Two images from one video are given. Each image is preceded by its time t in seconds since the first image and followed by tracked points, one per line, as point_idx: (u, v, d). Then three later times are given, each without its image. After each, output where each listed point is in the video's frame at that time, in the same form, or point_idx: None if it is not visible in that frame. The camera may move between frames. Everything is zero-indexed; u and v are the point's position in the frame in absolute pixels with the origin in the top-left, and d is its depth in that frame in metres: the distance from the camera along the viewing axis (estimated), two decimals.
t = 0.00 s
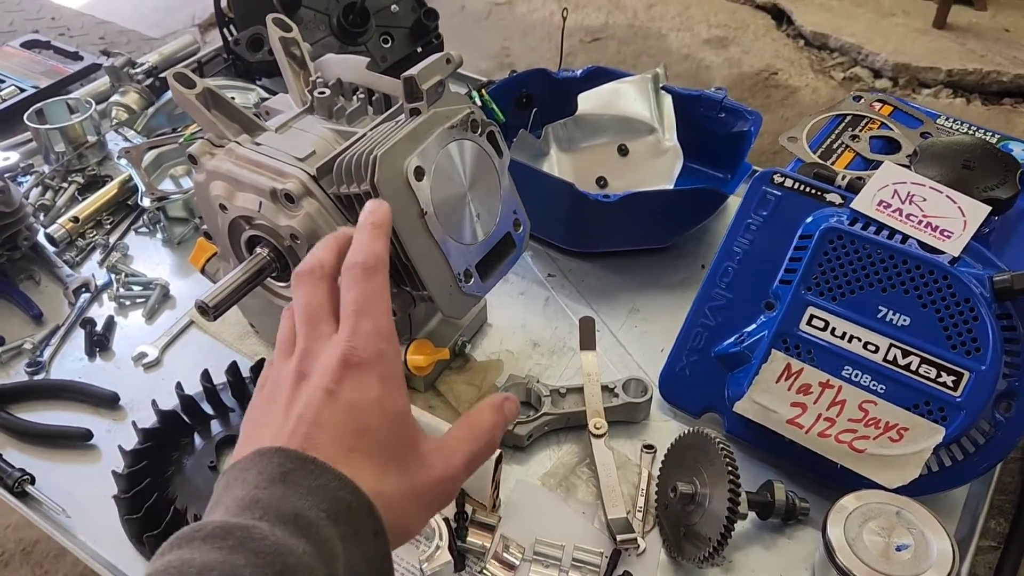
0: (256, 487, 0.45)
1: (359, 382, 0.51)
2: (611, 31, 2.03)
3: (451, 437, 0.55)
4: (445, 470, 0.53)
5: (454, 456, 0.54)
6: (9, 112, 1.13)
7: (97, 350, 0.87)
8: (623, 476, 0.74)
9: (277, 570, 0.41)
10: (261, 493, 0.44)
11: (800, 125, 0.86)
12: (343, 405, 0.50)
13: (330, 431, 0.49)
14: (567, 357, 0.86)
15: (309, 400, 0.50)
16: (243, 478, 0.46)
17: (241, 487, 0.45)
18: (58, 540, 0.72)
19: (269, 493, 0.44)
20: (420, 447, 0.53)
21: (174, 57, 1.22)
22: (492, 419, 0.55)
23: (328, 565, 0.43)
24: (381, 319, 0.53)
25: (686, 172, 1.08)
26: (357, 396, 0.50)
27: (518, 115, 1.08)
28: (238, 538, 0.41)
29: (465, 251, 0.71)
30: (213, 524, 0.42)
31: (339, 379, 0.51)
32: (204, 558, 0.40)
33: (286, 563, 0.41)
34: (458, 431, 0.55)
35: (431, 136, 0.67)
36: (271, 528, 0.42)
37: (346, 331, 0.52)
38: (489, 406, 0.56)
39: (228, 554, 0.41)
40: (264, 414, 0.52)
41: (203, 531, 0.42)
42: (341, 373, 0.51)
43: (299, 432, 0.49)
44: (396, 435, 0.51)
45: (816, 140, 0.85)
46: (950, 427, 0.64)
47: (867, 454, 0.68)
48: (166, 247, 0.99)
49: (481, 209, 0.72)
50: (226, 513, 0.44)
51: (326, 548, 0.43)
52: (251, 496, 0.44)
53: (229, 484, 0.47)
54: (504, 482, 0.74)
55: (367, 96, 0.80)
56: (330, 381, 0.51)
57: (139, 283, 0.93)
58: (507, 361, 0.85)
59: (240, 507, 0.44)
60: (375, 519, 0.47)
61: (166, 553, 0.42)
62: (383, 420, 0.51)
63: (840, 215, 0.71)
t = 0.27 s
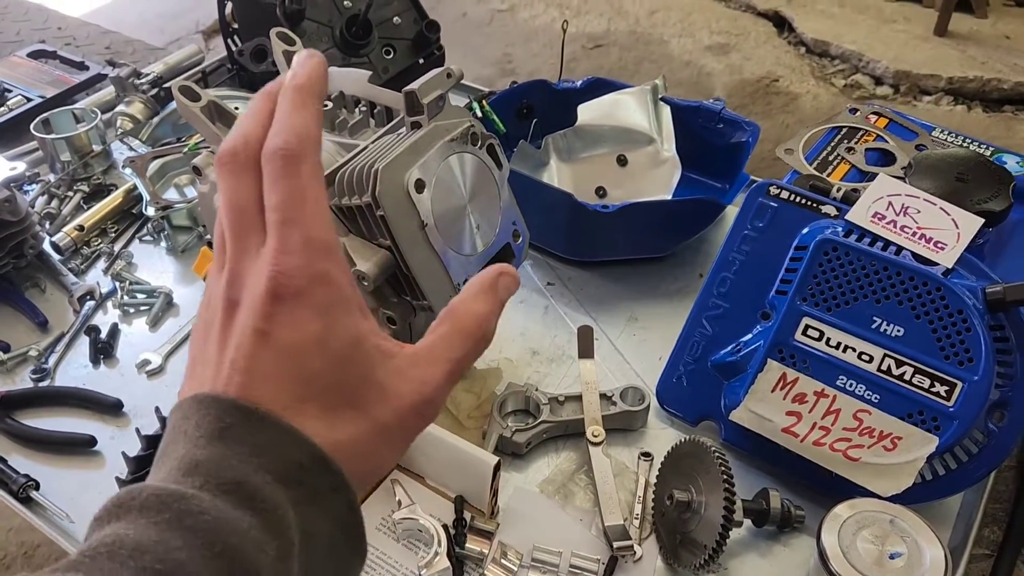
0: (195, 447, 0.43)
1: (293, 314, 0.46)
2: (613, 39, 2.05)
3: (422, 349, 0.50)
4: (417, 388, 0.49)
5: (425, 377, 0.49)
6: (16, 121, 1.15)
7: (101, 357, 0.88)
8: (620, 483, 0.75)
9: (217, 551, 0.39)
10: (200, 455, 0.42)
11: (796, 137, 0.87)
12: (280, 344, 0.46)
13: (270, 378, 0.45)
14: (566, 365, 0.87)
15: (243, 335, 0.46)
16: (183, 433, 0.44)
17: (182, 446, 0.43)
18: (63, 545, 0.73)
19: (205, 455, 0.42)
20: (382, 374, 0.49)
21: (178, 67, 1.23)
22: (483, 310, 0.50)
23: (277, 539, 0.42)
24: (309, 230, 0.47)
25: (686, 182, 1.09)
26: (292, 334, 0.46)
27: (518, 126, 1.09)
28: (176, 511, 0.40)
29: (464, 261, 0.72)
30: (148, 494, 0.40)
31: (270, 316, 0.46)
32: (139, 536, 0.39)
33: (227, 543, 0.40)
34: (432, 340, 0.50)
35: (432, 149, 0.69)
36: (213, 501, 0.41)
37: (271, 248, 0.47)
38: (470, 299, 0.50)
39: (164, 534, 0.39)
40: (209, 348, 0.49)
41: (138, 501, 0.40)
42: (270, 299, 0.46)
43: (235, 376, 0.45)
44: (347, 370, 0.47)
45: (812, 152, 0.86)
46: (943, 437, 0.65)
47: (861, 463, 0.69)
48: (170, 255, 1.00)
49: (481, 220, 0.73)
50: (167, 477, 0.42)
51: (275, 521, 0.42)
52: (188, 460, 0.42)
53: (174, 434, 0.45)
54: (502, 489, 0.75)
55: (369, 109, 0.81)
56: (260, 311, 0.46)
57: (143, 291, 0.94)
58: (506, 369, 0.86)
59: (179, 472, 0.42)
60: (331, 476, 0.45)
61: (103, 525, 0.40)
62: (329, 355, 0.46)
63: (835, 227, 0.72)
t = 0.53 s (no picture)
0: (144, 435, 0.40)
1: (249, 288, 0.43)
2: (616, 43, 2.06)
3: (394, 323, 0.48)
4: (391, 364, 0.48)
5: (396, 355, 0.48)
6: (21, 124, 1.16)
7: (104, 358, 0.89)
8: (617, 484, 0.75)
9: (167, 553, 0.38)
10: (150, 444, 0.40)
11: (794, 140, 0.88)
12: (237, 323, 0.43)
13: (227, 358, 0.43)
14: (564, 367, 0.87)
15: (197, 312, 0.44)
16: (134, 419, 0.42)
17: (132, 432, 0.41)
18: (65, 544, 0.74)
19: (155, 444, 0.40)
20: (349, 352, 0.47)
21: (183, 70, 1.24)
22: (468, 278, 0.50)
23: (235, 535, 0.40)
24: (265, 194, 0.44)
25: (685, 185, 1.09)
26: (249, 311, 0.43)
27: (518, 130, 1.11)
28: (122, 510, 0.38)
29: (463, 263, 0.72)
30: (93, 490, 0.39)
31: (223, 291, 0.43)
32: (84, 537, 0.37)
33: (177, 544, 0.38)
34: (406, 313, 0.49)
35: (431, 152, 0.69)
36: (161, 496, 0.39)
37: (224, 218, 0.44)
38: (451, 266, 0.50)
39: (109, 535, 0.37)
40: (163, 323, 0.47)
41: (83, 496, 0.39)
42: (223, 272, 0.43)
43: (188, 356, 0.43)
44: (312, 346, 0.45)
45: (809, 155, 0.87)
46: (938, 438, 0.65)
47: (857, 464, 0.69)
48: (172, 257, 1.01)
49: (479, 222, 0.73)
50: (114, 467, 0.40)
51: (232, 518, 0.40)
52: (136, 450, 0.40)
53: (127, 416, 0.43)
54: (500, 490, 0.75)
55: (369, 112, 0.80)
56: (214, 287, 0.43)
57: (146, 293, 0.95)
58: (505, 370, 0.87)
59: (125, 463, 0.40)
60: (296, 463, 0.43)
61: (50, 518, 0.39)
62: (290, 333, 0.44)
63: (832, 229, 0.72)
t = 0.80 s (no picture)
0: (173, 454, 0.40)
1: (279, 317, 0.43)
2: (619, 45, 2.06)
3: (413, 357, 0.48)
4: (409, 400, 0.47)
5: (414, 387, 0.47)
6: (25, 121, 1.16)
7: (106, 354, 0.89)
8: (617, 480, 0.75)
9: (197, 565, 0.37)
10: (179, 462, 0.39)
11: (794, 138, 0.88)
12: (267, 349, 0.43)
13: (254, 385, 0.42)
14: (564, 364, 0.87)
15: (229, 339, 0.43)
16: (162, 441, 0.41)
17: (159, 452, 0.40)
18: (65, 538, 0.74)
19: (185, 463, 0.39)
20: (370, 381, 0.46)
21: (186, 69, 1.25)
22: (474, 324, 0.48)
23: (262, 552, 0.39)
24: (300, 230, 0.44)
25: (686, 184, 1.09)
26: (278, 338, 0.43)
27: (520, 128, 1.10)
28: (153, 523, 0.37)
29: (463, 258, 0.72)
30: (123, 504, 0.38)
31: (258, 317, 0.43)
32: (115, 548, 0.36)
33: (205, 557, 0.37)
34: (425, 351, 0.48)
35: (432, 147, 0.70)
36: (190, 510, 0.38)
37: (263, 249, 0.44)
38: (465, 308, 0.48)
39: (140, 546, 0.36)
40: (190, 353, 0.46)
41: (113, 510, 0.38)
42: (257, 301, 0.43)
43: (218, 382, 0.42)
44: (338, 377, 0.45)
45: (809, 153, 0.87)
46: (937, 434, 0.65)
47: (856, 461, 0.69)
48: (174, 253, 1.01)
49: (480, 218, 0.74)
50: (141, 485, 0.39)
51: (258, 533, 0.39)
52: (165, 469, 0.39)
53: (151, 440, 0.42)
54: (500, 485, 0.75)
55: (370, 108, 0.82)
56: (248, 315, 0.43)
57: (148, 289, 0.95)
58: (506, 367, 0.87)
59: (155, 481, 0.39)
60: (318, 486, 0.43)
61: (78, 533, 0.38)
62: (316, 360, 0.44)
63: (831, 227, 0.72)
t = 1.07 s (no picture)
0: (248, 448, 0.44)
1: (353, 350, 0.52)
2: (622, 44, 2.06)
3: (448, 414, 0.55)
4: (441, 445, 0.53)
5: (448, 434, 0.54)
6: (26, 117, 1.16)
7: (108, 349, 0.89)
8: (620, 478, 0.75)
9: (268, 527, 0.40)
10: (253, 454, 0.43)
11: (800, 136, 0.88)
12: (340, 372, 0.50)
13: (325, 398, 0.49)
14: (567, 361, 0.87)
15: (303, 368, 0.50)
16: (236, 441, 0.45)
17: (231, 450, 0.44)
18: (66, 533, 0.74)
19: (261, 452, 0.43)
20: (412, 421, 0.53)
21: (189, 66, 1.25)
22: (495, 402, 0.57)
23: (319, 527, 0.42)
24: (375, 294, 0.55)
25: (690, 181, 1.09)
26: (350, 365, 0.51)
27: (524, 125, 1.10)
28: (231, 494, 0.40)
29: (467, 255, 0.72)
30: (204, 483, 0.41)
31: (334, 350, 0.51)
32: (195, 513, 0.39)
33: (275, 522, 0.40)
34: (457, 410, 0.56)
35: (436, 143, 0.69)
36: (259, 485, 0.41)
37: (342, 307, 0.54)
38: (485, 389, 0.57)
39: (217, 510, 0.39)
40: (255, 391, 0.51)
41: (192, 489, 0.40)
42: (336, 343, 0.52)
43: (294, 398, 0.48)
44: (390, 410, 0.51)
45: (815, 151, 0.86)
46: (942, 433, 0.65)
47: (861, 459, 0.69)
48: (176, 250, 1.01)
49: (484, 214, 0.73)
50: (215, 474, 0.42)
51: (316, 509, 0.42)
52: (244, 455, 0.43)
53: (220, 447, 0.46)
54: (503, 482, 0.75)
55: (374, 104, 0.81)
56: (325, 350, 0.51)
57: (150, 285, 0.95)
58: (509, 364, 0.87)
59: (229, 467, 0.42)
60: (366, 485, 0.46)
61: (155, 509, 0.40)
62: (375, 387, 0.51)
63: (837, 224, 0.72)
